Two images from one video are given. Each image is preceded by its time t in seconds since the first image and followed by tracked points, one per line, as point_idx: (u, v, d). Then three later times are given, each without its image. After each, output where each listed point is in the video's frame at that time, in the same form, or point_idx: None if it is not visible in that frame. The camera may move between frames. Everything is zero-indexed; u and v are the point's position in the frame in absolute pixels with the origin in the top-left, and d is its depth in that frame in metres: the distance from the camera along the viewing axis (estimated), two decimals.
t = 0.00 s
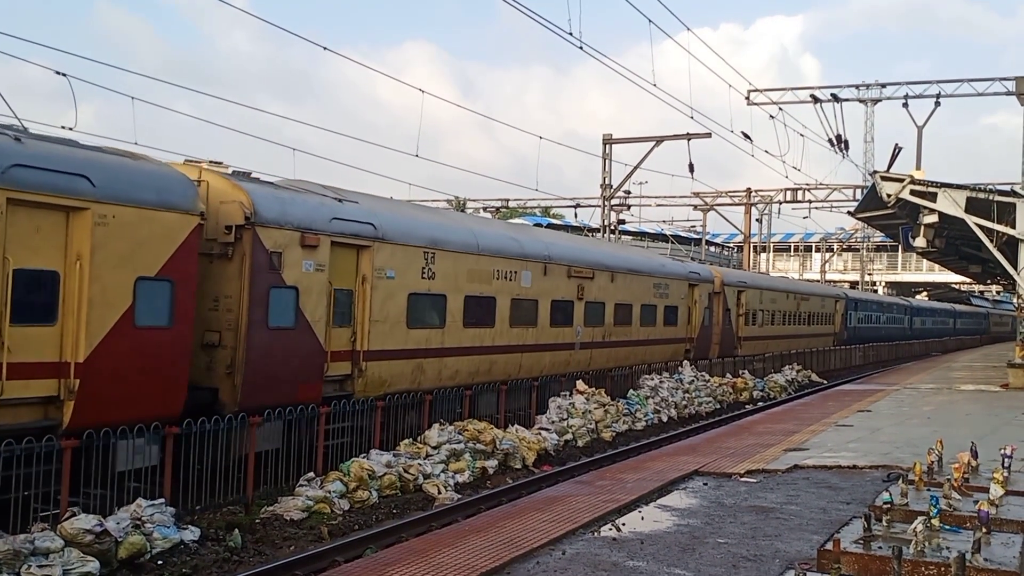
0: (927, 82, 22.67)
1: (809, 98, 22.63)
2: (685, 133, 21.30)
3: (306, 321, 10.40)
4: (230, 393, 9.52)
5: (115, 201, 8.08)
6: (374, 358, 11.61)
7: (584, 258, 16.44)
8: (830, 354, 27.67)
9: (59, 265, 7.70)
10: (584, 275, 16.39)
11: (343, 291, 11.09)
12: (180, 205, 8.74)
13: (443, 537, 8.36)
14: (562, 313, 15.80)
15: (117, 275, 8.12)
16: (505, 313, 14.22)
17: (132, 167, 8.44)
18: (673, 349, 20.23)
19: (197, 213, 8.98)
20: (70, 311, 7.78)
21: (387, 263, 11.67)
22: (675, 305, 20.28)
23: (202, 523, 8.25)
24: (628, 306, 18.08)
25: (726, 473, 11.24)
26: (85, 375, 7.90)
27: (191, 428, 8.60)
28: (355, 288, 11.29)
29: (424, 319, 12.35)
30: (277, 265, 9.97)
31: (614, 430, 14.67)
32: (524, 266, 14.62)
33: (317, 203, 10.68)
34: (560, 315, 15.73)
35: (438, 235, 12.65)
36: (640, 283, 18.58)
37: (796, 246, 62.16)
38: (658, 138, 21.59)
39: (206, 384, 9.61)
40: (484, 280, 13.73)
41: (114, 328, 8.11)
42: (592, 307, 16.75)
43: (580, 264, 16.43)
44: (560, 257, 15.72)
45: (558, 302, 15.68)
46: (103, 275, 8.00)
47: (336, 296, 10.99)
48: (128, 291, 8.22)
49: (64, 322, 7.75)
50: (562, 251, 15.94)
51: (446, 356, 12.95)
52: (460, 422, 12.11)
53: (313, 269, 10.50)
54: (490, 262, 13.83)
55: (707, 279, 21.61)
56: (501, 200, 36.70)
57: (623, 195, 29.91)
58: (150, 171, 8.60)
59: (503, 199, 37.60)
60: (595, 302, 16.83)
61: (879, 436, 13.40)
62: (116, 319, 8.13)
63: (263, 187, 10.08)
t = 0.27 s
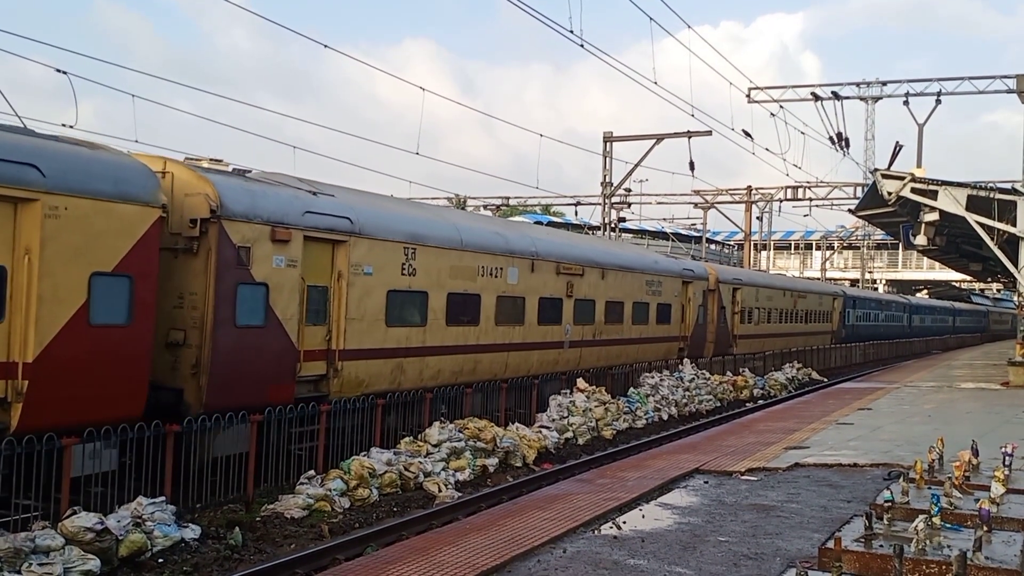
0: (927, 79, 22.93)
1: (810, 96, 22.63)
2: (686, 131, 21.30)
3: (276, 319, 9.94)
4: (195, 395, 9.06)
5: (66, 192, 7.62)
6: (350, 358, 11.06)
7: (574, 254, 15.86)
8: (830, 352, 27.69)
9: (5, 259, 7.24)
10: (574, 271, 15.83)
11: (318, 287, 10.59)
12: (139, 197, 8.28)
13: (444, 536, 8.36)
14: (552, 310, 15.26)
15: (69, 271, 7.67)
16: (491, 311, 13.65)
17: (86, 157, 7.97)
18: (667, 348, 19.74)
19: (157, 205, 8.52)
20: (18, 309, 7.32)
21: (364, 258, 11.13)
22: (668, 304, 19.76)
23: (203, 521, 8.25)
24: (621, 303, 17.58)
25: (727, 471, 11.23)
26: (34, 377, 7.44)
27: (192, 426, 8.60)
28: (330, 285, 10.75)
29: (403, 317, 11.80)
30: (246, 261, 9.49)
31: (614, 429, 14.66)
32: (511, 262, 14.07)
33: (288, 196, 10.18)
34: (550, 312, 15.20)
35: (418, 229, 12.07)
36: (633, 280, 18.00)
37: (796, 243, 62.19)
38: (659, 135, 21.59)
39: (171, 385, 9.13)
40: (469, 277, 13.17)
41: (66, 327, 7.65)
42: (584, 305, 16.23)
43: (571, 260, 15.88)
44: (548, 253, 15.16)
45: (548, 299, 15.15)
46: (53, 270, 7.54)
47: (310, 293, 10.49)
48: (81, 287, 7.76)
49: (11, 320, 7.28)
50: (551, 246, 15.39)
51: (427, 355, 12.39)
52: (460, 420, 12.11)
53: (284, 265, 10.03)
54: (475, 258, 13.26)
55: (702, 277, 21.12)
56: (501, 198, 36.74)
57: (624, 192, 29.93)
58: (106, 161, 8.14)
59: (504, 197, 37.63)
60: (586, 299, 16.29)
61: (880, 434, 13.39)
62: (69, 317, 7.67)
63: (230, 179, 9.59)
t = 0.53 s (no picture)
0: (930, 77, 22.83)
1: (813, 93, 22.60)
2: (688, 128, 21.29)
3: (246, 317, 9.45)
4: (159, 397, 8.56)
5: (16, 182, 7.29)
6: (326, 358, 10.54)
7: (564, 250, 15.48)
8: (832, 349, 27.69)
9: None
10: (564, 268, 15.44)
11: (292, 283, 10.12)
12: (95, 187, 7.96)
13: (447, 533, 8.36)
14: (541, 308, 14.86)
15: (19, 264, 7.35)
16: (476, 308, 13.19)
17: (38, 145, 7.64)
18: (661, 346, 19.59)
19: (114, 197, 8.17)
20: None
21: (341, 254, 10.65)
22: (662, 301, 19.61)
23: (207, 519, 8.25)
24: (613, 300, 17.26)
25: (730, 468, 11.23)
26: None
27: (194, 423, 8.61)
28: (305, 281, 10.29)
29: (383, 314, 11.33)
30: (213, 256, 9.02)
31: (617, 426, 14.66)
32: (499, 258, 13.66)
33: (260, 187, 9.72)
34: (539, 310, 14.81)
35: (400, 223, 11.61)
36: (626, 277, 17.68)
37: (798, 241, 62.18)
38: (661, 133, 21.57)
39: (132, 386, 8.62)
40: (455, 273, 12.72)
41: (16, 325, 7.34)
42: (575, 302, 15.90)
43: (562, 257, 15.51)
44: (537, 249, 14.75)
45: (538, 296, 14.75)
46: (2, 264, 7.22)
47: (283, 290, 10.02)
48: (31, 283, 7.44)
49: None
50: (541, 242, 15.02)
51: (409, 355, 11.93)
52: (463, 417, 12.12)
53: (255, 260, 9.56)
54: (460, 254, 12.80)
55: (696, 273, 21.01)
56: (503, 196, 36.75)
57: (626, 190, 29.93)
58: (59, 149, 7.80)
59: (506, 195, 37.63)
60: (577, 296, 15.96)
61: (883, 432, 13.39)
62: (20, 313, 7.37)
63: (197, 169, 9.12)
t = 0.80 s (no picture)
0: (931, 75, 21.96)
1: (811, 90, 22.55)
2: (687, 125, 21.26)
3: (208, 313, 9.23)
4: (115, 397, 8.33)
5: None
6: (298, 356, 10.34)
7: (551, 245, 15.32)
8: (831, 346, 27.69)
9: None
10: (550, 263, 15.28)
11: (260, 279, 9.95)
12: (43, 176, 7.67)
13: (447, 530, 8.35)
14: (525, 306, 14.71)
15: None
16: (458, 305, 13.01)
17: None
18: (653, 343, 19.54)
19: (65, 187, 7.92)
20: None
21: (312, 249, 10.47)
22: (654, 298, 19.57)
23: (206, 515, 8.23)
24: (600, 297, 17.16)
25: (729, 465, 11.23)
26: None
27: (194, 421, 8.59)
28: (274, 276, 10.13)
29: (358, 311, 11.14)
30: (172, 249, 8.80)
31: (616, 423, 14.65)
32: (482, 254, 13.47)
33: (223, 179, 9.52)
34: (524, 307, 14.67)
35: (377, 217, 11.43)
36: (615, 274, 17.57)
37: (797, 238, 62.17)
38: (660, 130, 21.53)
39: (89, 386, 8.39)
40: (436, 269, 12.53)
41: None
42: (561, 299, 15.78)
43: (548, 253, 15.35)
44: (522, 244, 14.59)
45: (523, 293, 14.60)
46: None
47: (250, 285, 9.84)
48: None
49: None
50: (527, 238, 14.85)
51: (387, 353, 11.76)
52: (463, 414, 12.12)
53: (218, 254, 9.35)
54: (441, 250, 12.62)
55: (689, 269, 20.98)
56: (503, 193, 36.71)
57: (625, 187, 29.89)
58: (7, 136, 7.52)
59: (505, 193, 37.59)
60: (565, 293, 15.84)
61: (882, 429, 13.39)
62: None
63: (155, 160, 8.90)
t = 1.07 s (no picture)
0: (930, 73, 22.51)
1: (811, 89, 22.59)
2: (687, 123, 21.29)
3: (173, 310, 8.96)
4: (71, 398, 8.09)
5: None
6: (270, 355, 10.11)
7: (540, 242, 15.17)
8: (830, 345, 27.72)
9: None
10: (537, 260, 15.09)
11: (231, 275, 9.69)
12: None
13: (446, 528, 8.35)
14: (509, 303, 14.52)
15: None
16: (439, 302, 12.82)
17: None
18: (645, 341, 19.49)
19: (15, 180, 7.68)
20: None
21: (284, 245, 10.22)
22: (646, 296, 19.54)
23: (204, 514, 8.22)
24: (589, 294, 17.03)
25: (728, 464, 11.23)
26: None
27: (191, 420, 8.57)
28: (244, 272, 9.85)
29: (333, 309, 10.90)
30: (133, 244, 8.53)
31: (614, 422, 14.65)
32: (465, 251, 13.26)
33: (190, 171, 9.24)
34: (508, 304, 14.49)
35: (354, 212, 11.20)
36: (605, 271, 17.42)
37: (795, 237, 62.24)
38: (659, 128, 21.55)
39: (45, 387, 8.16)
40: (416, 266, 12.31)
41: None
42: (549, 296, 15.61)
43: (536, 249, 15.17)
44: (507, 241, 14.41)
45: (508, 291, 14.42)
46: None
47: (220, 282, 9.57)
48: None
49: None
50: (513, 235, 14.65)
51: (365, 351, 11.55)
52: (462, 412, 12.13)
53: (183, 249, 9.08)
54: (422, 247, 12.41)
55: (682, 267, 20.97)
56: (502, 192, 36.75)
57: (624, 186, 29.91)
58: None
59: (504, 192, 37.63)
60: (553, 291, 15.68)
61: (881, 428, 13.40)
62: None
63: (118, 152, 8.64)
